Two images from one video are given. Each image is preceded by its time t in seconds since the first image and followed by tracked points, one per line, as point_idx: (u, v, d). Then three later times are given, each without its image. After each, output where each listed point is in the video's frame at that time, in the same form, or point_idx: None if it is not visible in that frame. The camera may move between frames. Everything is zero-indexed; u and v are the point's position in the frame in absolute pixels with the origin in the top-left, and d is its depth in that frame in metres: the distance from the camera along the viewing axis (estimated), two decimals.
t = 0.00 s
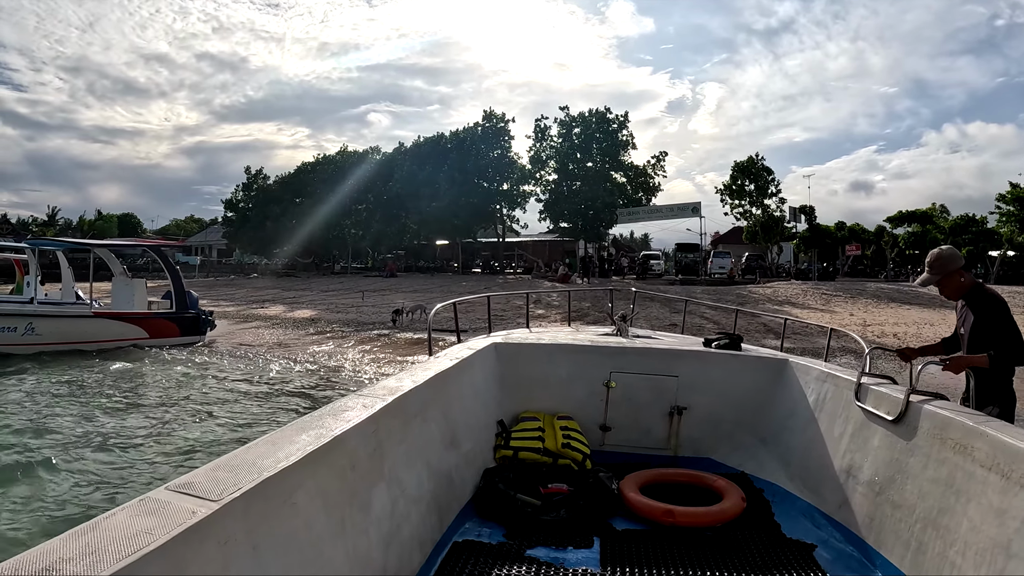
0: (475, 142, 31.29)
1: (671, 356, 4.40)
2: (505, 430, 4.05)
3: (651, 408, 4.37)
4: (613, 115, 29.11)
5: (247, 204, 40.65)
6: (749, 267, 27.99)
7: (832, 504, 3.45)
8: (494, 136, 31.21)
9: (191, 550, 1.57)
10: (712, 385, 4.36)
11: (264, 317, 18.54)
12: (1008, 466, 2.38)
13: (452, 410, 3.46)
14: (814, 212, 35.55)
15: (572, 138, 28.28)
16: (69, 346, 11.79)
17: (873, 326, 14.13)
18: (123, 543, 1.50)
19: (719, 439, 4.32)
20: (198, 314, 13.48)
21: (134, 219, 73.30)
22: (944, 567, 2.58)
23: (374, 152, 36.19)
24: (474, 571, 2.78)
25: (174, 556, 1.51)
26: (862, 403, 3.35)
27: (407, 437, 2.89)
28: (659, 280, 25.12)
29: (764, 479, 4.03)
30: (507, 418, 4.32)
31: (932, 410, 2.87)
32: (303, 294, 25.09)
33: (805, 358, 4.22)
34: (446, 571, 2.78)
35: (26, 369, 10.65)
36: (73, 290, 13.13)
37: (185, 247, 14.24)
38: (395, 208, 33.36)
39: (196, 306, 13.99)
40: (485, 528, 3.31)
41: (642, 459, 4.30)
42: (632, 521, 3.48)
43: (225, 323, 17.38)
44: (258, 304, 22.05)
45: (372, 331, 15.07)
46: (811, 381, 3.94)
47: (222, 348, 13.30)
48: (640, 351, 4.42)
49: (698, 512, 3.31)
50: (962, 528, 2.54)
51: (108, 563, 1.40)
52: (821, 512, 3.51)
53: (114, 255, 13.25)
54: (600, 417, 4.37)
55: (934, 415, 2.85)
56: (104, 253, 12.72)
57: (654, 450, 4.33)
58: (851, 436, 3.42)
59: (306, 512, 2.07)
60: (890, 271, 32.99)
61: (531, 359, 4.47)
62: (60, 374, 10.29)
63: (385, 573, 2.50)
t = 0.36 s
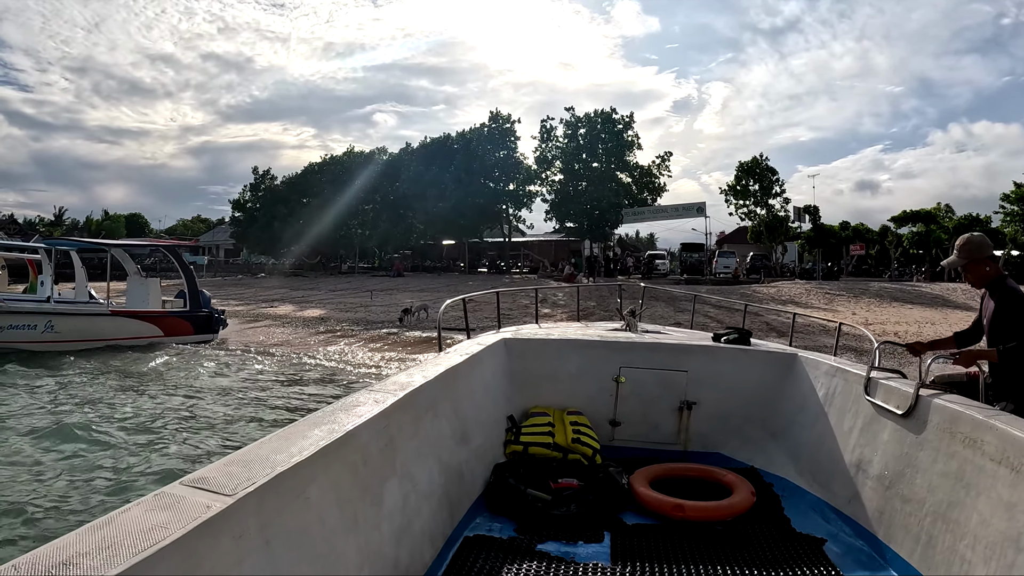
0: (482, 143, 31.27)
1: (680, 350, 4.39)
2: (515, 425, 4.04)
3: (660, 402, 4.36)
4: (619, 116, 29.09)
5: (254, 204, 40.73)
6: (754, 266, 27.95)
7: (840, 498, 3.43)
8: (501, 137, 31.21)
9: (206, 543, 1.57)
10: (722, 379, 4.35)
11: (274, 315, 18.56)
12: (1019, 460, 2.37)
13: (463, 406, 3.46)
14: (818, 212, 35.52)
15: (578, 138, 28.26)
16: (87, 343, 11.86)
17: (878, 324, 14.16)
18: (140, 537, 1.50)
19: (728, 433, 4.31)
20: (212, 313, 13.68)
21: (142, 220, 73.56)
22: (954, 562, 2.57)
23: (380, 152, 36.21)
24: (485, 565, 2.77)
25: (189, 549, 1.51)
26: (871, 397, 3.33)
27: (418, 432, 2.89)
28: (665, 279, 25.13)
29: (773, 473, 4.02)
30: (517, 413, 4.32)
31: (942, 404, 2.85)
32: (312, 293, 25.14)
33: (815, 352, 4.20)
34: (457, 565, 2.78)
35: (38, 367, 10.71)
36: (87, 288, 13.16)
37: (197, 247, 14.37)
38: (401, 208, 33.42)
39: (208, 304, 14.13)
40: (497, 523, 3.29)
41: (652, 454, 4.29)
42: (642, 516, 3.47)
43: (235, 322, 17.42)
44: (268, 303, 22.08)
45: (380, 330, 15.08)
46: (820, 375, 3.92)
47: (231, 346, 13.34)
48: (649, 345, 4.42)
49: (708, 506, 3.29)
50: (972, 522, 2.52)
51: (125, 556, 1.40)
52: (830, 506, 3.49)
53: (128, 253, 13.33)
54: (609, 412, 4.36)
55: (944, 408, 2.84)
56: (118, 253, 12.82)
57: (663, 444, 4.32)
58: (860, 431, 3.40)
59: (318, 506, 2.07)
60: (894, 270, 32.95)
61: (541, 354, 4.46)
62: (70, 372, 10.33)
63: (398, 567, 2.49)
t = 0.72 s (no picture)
0: (489, 143, 31.26)
1: (691, 349, 4.38)
2: (527, 424, 4.04)
3: (671, 400, 4.35)
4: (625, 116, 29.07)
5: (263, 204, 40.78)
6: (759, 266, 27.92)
7: (853, 495, 3.42)
8: (507, 137, 31.09)
9: (228, 542, 1.57)
10: (733, 377, 4.34)
11: (284, 314, 18.63)
12: None
13: (475, 404, 3.45)
14: (824, 211, 35.44)
15: (584, 139, 28.25)
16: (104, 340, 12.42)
17: (885, 323, 14.14)
18: (163, 536, 1.51)
19: (740, 430, 4.29)
20: (224, 312, 14.20)
21: (150, 220, 73.82)
22: (965, 558, 2.55)
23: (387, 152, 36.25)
24: (499, 563, 2.77)
25: (211, 549, 1.51)
26: (882, 394, 3.31)
27: (432, 431, 2.88)
28: (671, 279, 25.15)
29: (785, 470, 4.00)
30: (529, 411, 4.32)
31: (953, 400, 2.82)
32: (322, 292, 25.24)
33: (826, 349, 4.18)
34: (472, 562, 2.78)
35: (51, 366, 10.80)
36: (100, 288, 13.32)
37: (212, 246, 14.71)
38: (408, 208, 33.45)
39: (221, 302, 14.62)
40: (510, 521, 3.29)
41: (663, 451, 4.28)
42: (654, 513, 3.46)
43: (245, 320, 17.50)
44: (278, 302, 22.16)
45: (388, 328, 15.12)
46: (831, 372, 3.90)
47: (240, 345, 13.40)
48: (661, 343, 4.40)
49: (720, 503, 3.28)
50: (984, 519, 2.51)
51: (150, 555, 1.40)
52: (842, 503, 3.48)
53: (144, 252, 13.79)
54: (621, 410, 4.36)
55: (953, 405, 2.81)
56: (134, 252, 13.26)
57: (675, 442, 4.31)
58: (871, 427, 3.38)
59: (336, 504, 2.07)
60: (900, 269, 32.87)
61: (552, 353, 4.45)
62: (83, 372, 10.40)
63: (414, 565, 2.49)
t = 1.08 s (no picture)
0: (495, 143, 31.18)
1: (703, 349, 4.36)
2: (539, 424, 4.03)
3: (682, 401, 4.34)
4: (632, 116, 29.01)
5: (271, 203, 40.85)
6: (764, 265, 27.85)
7: (863, 496, 3.40)
8: (514, 137, 30.98)
9: (247, 540, 1.57)
10: (744, 378, 4.32)
11: (294, 312, 18.68)
12: None
13: (488, 404, 3.44)
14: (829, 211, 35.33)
15: (590, 138, 28.20)
16: (124, 337, 12.81)
17: (892, 323, 14.09)
18: (183, 534, 1.51)
19: (751, 431, 4.28)
20: (238, 310, 14.45)
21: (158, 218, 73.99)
22: (975, 559, 2.54)
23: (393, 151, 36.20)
24: (512, 563, 2.77)
25: (230, 547, 1.51)
26: (893, 395, 3.29)
27: (446, 430, 2.88)
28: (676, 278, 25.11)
29: (795, 471, 3.99)
30: (541, 411, 4.32)
31: (963, 402, 2.80)
32: (331, 291, 25.24)
33: (837, 350, 4.16)
34: (484, 561, 2.78)
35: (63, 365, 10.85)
36: (114, 286, 13.60)
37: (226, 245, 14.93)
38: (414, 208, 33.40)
39: (235, 300, 14.93)
40: (521, 520, 3.29)
41: (674, 451, 4.28)
42: (664, 513, 3.46)
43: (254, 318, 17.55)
44: (288, 300, 22.22)
45: (395, 327, 15.14)
46: (842, 373, 3.88)
47: (249, 344, 13.43)
48: (672, 344, 4.39)
49: (730, 504, 3.27)
50: (993, 521, 2.50)
51: (171, 553, 1.41)
52: (852, 504, 3.47)
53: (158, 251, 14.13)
54: (632, 410, 4.35)
55: (964, 406, 2.79)
56: (149, 251, 13.60)
57: (685, 442, 4.31)
58: (882, 429, 3.36)
59: (353, 503, 2.07)
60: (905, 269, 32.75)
61: (564, 353, 4.45)
62: (93, 371, 10.44)
63: (427, 564, 2.49)
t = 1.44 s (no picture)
0: (501, 142, 31.19)
1: (713, 349, 4.35)
2: (549, 425, 4.03)
3: (692, 402, 4.33)
4: (636, 116, 29.00)
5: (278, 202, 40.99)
6: (768, 264, 27.82)
7: (874, 496, 3.39)
8: (519, 137, 30.98)
9: (261, 541, 1.58)
10: (754, 378, 4.31)
11: (302, 310, 18.73)
12: None
13: (498, 405, 3.45)
14: (832, 210, 35.25)
15: (596, 138, 28.20)
16: (139, 334, 13.13)
17: (898, 322, 14.07)
18: (197, 535, 1.51)
19: (761, 432, 4.28)
20: (251, 308, 14.95)
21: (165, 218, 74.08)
22: (987, 560, 2.53)
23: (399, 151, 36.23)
24: (523, 564, 2.76)
25: (244, 548, 1.51)
26: (903, 395, 3.27)
27: (457, 432, 2.89)
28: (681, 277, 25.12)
29: (806, 471, 3.98)
30: (552, 412, 4.32)
31: (975, 402, 2.79)
32: (339, 289, 25.29)
33: (847, 350, 4.15)
34: (496, 563, 2.78)
35: (74, 366, 10.90)
36: (126, 285, 13.72)
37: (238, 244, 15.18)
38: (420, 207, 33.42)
39: (247, 298, 15.35)
40: (532, 521, 3.29)
41: (684, 452, 4.28)
42: (675, 514, 3.45)
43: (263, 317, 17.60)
44: (297, 298, 22.27)
45: (402, 325, 15.15)
46: (852, 373, 3.86)
47: (257, 343, 13.47)
48: (682, 344, 4.38)
49: (741, 504, 3.26)
50: (1005, 520, 2.49)
51: (185, 554, 1.41)
52: (863, 504, 3.46)
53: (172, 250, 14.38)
54: (643, 411, 4.35)
55: (975, 406, 2.77)
56: (163, 251, 13.86)
57: (695, 443, 4.30)
58: (893, 428, 3.35)
59: (365, 504, 2.08)
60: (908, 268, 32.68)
61: (574, 353, 4.44)
62: (101, 371, 10.46)
63: (439, 564, 2.50)
